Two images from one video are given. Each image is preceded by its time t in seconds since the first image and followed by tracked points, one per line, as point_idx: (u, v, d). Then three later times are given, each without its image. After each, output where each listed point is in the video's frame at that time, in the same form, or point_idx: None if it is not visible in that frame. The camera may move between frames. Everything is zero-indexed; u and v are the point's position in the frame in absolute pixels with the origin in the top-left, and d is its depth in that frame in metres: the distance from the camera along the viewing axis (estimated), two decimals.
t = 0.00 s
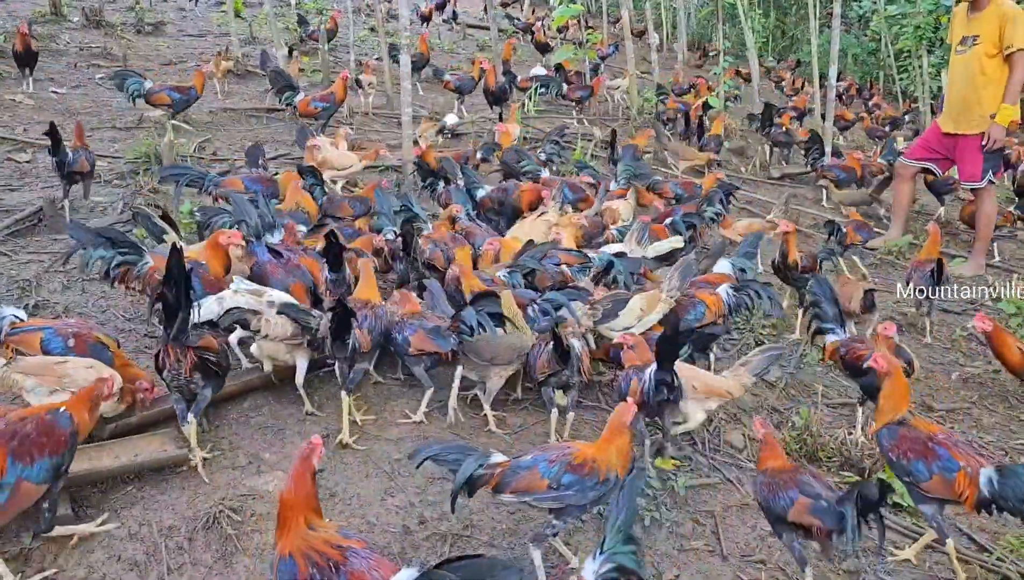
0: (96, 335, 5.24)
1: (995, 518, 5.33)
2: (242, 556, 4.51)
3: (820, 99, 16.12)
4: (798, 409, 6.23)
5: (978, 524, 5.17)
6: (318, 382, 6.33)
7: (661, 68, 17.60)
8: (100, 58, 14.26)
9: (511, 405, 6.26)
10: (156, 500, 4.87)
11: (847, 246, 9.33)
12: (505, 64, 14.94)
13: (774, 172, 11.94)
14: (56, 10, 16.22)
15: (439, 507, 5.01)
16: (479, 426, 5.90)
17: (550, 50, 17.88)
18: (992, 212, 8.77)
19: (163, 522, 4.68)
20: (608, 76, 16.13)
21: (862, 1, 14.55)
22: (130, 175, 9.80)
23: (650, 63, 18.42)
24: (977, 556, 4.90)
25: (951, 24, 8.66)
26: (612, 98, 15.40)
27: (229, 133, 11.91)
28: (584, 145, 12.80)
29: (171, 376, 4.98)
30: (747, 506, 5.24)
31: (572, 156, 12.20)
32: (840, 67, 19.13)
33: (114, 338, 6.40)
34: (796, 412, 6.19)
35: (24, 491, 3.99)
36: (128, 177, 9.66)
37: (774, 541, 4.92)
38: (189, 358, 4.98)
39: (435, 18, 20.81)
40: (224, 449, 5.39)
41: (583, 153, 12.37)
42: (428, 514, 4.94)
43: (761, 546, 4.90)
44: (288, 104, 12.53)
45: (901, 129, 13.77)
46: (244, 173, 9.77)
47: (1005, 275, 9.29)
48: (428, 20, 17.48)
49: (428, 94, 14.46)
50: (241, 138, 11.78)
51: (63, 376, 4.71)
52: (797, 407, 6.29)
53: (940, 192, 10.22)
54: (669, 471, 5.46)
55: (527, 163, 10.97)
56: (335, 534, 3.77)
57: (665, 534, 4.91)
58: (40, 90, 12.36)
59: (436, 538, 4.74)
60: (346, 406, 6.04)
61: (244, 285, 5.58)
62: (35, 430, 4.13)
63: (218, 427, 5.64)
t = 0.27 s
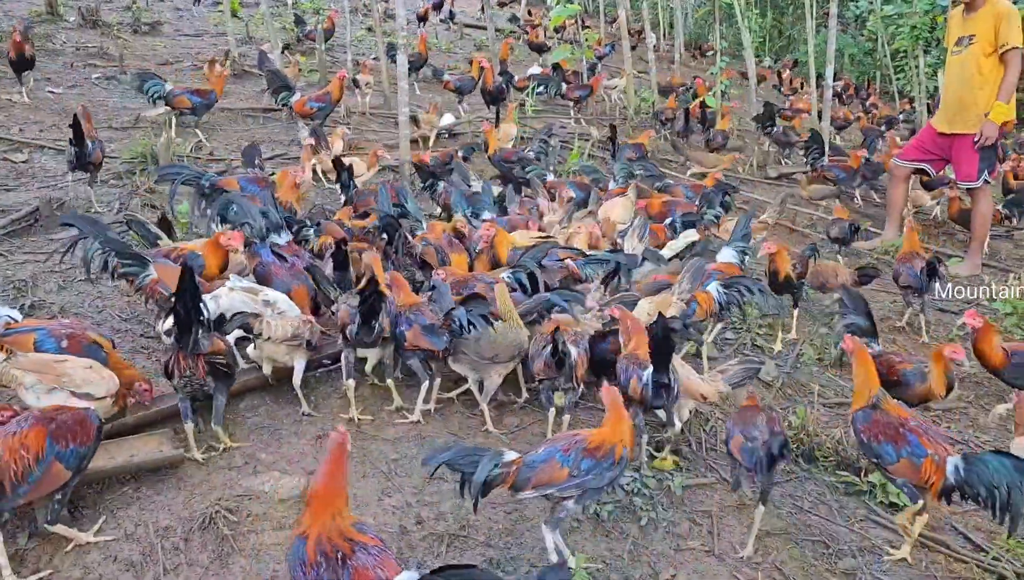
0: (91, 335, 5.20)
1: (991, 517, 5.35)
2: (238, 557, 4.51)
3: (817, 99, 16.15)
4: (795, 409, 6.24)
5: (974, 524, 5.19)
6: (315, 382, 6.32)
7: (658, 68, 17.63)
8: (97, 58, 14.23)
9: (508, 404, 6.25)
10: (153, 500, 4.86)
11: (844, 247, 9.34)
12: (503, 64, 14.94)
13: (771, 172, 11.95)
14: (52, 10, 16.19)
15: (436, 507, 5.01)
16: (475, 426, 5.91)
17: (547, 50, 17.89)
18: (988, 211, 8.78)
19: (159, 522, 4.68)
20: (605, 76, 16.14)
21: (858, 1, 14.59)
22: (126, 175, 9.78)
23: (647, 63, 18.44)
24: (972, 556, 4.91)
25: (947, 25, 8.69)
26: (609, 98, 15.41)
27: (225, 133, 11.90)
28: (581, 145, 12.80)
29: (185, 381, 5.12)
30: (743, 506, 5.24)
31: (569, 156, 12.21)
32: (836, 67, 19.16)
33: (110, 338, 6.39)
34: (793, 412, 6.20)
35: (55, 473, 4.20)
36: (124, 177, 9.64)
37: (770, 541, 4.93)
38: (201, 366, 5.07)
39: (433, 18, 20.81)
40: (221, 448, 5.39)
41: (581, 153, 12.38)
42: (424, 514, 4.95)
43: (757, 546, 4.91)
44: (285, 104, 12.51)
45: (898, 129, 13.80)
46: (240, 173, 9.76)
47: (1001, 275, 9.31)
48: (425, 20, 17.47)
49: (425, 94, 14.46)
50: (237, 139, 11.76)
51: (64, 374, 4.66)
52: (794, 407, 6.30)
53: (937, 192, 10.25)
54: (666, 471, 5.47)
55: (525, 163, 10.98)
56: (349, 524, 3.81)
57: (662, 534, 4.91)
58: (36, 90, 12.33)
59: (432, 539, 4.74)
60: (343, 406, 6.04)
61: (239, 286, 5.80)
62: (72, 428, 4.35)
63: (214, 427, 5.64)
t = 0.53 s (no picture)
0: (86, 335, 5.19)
1: (989, 516, 5.36)
2: (235, 557, 4.50)
3: (815, 99, 16.17)
4: (793, 408, 6.25)
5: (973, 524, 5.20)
6: (313, 381, 6.31)
7: (657, 68, 17.64)
8: (94, 58, 14.21)
9: (507, 404, 6.25)
10: (150, 500, 4.86)
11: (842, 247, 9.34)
12: (501, 64, 14.94)
13: (769, 172, 11.96)
14: (49, 9, 16.16)
15: (434, 507, 5.01)
16: (474, 426, 5.90)
17: (545, 50, 17.89)
18: (986, 210, 8.80)
19: (157, 522, 4.68)
20: (603, 76, 16.16)
21: (856, 1, 14.62)
22: (124, 176, 9.77)
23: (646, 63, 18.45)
24: (970, 555, 4.92)
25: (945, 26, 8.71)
26: (608, 98, 15.41)
27: (224, 133, 11.88)
28: (580, 145, 12.81)
29: (190, 379, 5.18)
30: (742, 506, 5.24)
31: (568, 156, 12.20)
32: (835, 67, 19.19)
33: (107, 338, 6.39)
34: (791, 411, 6.20)
35: (51, 477, 4.20)
36: (122, 177, 9.63)
37: (768, 541, 4.93)
38: (205, 365, 5.10)
39: (431, 18, 20.80)
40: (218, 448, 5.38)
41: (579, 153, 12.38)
42: (422, 514, 4.94)
43: (755, 546, 4.90)
44: (283, 104, 12.50)
45: (896, 129, 13.81)
46: (238, 173, 9.76)
47: (999, 275, 9.33)
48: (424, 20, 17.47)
49: (424, 94, 14.45)
50: (235, 138, 11.75)
51: (58, 375, 4.64)
52: (792, 406, 6.31)
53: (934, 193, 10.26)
54: (664, 470, 5.47)
55: (523, 163, 10.98)
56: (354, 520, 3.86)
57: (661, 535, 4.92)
58: (33, 90, 12.31)
59: (430, 539, 4.74)
60: (340, 406, 6.03)
61: (234, 286, 5.83)
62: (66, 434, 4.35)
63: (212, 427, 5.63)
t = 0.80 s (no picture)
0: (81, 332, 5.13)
1: (985, 514, 5.38)
2: (232, 556, 4.50)
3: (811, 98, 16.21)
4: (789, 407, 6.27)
5: (971, 523, 5.22)
6: (310, 380, 6.30)
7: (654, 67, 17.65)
8: (90, 56, 14.17)
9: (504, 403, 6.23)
10: (146, 499, 4.84)
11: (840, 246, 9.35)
12: (498, 63, 14.93)
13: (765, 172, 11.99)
14: (45, 7, 16.11)
15: (431, 506, 5.01)
16: (471, 425, 5.91)
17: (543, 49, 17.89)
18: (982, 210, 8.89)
19: (153, 521, 4.66)
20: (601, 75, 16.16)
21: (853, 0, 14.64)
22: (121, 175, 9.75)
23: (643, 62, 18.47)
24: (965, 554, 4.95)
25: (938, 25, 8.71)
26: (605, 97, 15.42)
27: (220, 132, 11.86)
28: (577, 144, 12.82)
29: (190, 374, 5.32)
30: (739, 506, 5.25)
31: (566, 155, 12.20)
32: (831, 66, 19.23)
33: (103, 338, 6.37)
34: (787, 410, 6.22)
35: (49, 478, 4.30)
36: (119, 176, 9.61)
37: (765, 540, 4.93)
38: (206, 361, 5.28)
39: (429, 17, 20.79)
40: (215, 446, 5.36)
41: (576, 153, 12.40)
42: (420, 513, 4.95)
43: (752, 544, 4.91)
44: (280, 103, 12.48)
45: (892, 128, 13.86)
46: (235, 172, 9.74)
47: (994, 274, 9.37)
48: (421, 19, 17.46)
49: (421, 93, 14.45)
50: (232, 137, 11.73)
51: (54, 375, 4.59)
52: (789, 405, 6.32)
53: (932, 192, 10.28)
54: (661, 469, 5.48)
55: (521, 163, 10.97)
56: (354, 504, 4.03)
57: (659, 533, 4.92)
58: (29, 89, 12.27)
59: (427, 538, 4.75)
60: (338, 405, 6.02)
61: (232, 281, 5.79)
62: (73, 430, 4.39)
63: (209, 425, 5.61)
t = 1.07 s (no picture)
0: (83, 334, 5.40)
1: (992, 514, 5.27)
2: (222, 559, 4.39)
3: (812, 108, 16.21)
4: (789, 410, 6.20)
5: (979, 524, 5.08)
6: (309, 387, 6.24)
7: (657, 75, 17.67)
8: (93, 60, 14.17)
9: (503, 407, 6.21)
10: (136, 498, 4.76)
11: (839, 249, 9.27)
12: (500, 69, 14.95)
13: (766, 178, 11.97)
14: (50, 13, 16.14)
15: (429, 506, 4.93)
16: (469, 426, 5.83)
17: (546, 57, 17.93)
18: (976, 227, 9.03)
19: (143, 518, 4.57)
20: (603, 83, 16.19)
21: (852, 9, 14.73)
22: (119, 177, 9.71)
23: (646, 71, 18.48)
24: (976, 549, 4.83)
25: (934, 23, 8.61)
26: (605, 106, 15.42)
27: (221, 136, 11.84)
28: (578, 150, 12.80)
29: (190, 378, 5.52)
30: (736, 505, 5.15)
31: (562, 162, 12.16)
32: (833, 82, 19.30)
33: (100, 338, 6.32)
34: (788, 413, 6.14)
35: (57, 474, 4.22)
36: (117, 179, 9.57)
37: (764, 538, 4.82)
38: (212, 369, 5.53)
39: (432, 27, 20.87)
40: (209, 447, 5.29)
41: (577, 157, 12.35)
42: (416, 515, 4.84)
43: (752, 542, 4.79)
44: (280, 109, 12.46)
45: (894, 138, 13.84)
46: (235, 176, 9.69)
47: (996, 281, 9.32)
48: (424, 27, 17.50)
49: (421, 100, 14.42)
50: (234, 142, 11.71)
51: (55, 377, 4.93)
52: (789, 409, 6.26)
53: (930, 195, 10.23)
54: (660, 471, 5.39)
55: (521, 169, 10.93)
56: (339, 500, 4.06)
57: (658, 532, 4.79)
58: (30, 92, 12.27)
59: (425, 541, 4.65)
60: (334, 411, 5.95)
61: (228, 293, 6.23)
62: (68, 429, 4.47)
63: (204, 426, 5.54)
